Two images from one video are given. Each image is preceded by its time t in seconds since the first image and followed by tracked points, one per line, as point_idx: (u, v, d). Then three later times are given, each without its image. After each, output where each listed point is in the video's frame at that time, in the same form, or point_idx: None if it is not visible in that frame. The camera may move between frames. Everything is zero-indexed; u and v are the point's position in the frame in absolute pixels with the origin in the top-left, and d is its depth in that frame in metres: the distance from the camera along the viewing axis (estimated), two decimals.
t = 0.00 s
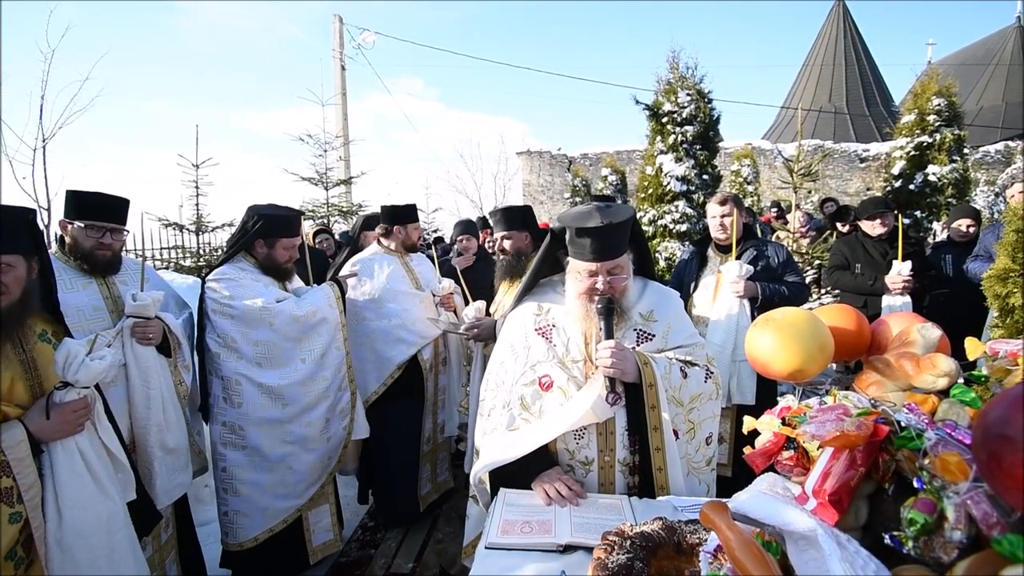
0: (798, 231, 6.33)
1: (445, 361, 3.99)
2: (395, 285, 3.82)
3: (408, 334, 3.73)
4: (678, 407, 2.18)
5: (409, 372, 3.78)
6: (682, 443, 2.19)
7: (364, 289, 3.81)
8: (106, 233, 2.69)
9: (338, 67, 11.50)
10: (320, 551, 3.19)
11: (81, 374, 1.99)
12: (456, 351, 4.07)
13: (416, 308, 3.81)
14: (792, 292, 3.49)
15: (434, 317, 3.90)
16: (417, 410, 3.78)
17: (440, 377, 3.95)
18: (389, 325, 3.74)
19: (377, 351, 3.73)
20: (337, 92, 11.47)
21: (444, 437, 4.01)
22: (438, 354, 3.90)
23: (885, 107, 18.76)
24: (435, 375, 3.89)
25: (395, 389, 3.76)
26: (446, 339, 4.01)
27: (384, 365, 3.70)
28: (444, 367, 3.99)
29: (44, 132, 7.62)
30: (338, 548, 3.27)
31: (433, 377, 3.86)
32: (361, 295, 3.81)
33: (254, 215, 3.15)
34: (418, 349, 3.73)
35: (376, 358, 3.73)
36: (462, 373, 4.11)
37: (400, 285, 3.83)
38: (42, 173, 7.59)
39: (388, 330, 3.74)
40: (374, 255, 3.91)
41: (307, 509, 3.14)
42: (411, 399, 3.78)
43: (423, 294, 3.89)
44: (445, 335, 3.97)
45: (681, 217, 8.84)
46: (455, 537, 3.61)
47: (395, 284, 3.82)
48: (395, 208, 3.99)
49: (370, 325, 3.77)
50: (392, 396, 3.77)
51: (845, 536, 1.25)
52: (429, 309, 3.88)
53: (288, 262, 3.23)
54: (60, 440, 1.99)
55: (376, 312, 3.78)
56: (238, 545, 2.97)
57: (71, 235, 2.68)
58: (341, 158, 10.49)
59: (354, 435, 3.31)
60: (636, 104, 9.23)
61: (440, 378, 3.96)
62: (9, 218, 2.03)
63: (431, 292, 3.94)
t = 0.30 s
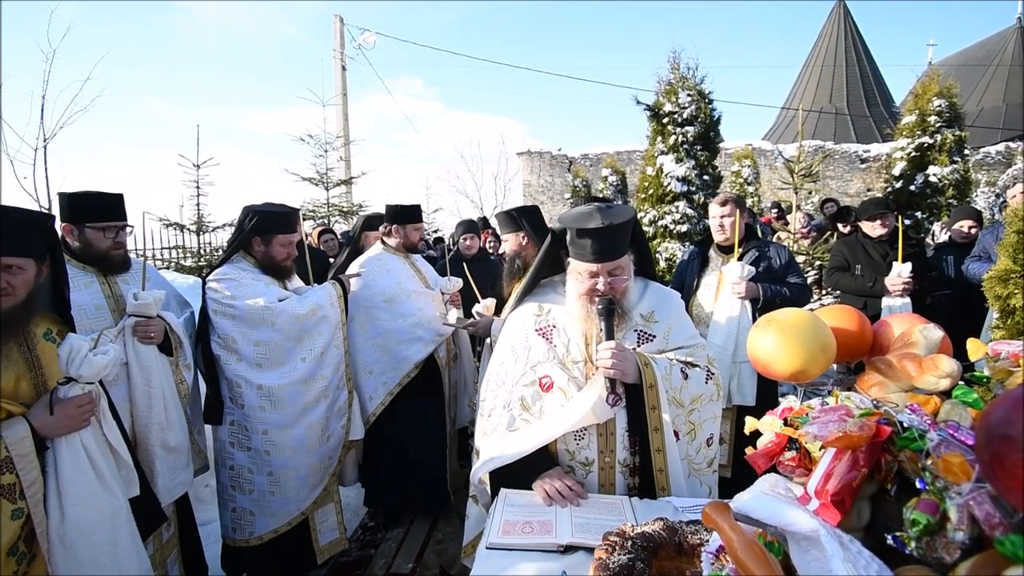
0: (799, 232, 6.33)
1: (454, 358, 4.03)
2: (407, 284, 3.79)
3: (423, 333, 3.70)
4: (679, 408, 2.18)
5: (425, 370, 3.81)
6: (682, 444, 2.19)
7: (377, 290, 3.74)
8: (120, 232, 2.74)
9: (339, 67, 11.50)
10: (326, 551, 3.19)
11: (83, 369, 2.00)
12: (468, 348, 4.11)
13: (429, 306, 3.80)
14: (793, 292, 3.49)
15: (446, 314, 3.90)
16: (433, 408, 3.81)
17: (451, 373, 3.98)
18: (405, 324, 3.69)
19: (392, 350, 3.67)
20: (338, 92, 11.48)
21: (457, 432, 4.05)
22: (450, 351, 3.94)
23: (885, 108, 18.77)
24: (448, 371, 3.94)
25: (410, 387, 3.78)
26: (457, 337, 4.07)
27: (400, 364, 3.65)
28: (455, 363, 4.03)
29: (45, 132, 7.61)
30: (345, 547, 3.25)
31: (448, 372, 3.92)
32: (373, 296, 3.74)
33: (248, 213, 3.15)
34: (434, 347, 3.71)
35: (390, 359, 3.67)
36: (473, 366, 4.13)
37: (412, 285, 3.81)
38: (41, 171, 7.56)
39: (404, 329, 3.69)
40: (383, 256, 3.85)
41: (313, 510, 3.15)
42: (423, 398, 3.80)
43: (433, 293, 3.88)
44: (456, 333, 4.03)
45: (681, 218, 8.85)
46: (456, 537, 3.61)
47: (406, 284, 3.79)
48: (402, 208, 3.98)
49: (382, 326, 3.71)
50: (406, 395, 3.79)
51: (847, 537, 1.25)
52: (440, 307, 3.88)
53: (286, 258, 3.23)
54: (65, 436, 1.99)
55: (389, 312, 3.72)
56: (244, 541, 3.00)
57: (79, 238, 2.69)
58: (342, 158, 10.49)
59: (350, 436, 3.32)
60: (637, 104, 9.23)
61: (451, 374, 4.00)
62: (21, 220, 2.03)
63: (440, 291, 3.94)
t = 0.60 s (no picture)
0: (799, 232, 6.33)
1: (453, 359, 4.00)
2: (407, 283, 3.79)
3: (424, 330, 3.72)
4: (679, 408, 2.18)
5: (425, 368, 3.83)
6: (683, 444, 2.19)
7: (377, 288, 3.74)
8: (122, 233, 2.75)
9: (339, 68, 11.49)
10: (325, 553, 3.17)
11: (91, 365, 2.05)
12: (467, 347, 4.06)
13: (429, 305, 3.81)
14: (793, 293, 3.49)
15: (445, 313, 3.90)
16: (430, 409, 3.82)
17: (450, 374, 3.96)
18: (406, 322, 3.70)
19: (393, 347, 3.67)
20: (337, 92, 11.47)
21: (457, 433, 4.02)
22: (449, 351, 3.93)
23: (885, 108, 18.76)
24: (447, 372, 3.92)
25: (411, 387, 3.79)
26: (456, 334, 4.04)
27: (399, 362, 3.65)
28: (453, 365, 4.01)
29: (45, 132, 7.60)
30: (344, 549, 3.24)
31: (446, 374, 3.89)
32: (372, 295, 3.73)
33: (246, 213, 3.16)
34: (433, 347, 3.73)
35: (389, 356, 3.67)
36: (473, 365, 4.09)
37: (412, 281, 3.82)
38: (42, 171, 7.54)
39: (405, 327, 3.69)
40: (384, 255, 3.87)
41: (312, 511, 3.14)
42: (420, 397, 3.81)
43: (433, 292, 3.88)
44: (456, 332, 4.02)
45: (681, 218, 8.85)
46: (456, 537, 3.61)
47: (405, 282, 3.79)
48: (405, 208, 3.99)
49: (381, 324, 3.70)
50: (405, 395, 3.79)
51: (848, 537, 1.25)
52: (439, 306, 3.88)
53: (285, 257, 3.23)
54: (71, 431, 1.98)
55: (389, 310, 3.72)
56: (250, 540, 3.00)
57: (82, 239, 2.69)
58: (342, 158, 10.48)
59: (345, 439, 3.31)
60: (637, 104, 9.23)
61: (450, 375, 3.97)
62: (29, 220, 2.04)
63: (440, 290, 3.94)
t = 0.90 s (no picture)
0: (799, 232, 6.32)
1: (450, 363, 3.91)
2: (403, 281, 3.79)
3: (417, 330, 3.71)
4: (679, 408, 2.18)
5: (415, 368, 3.78)
6: (683, 444, 2.19)
7: (373, 284, 3.75)
8: (124, 233, 2.75)
9: (339, 67, 11.49)
10: (320, 553, 3.16)
11: (87, 367, 1.99)
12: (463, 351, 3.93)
13: (424, 304, 3.80)
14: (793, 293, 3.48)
15: (440, 313, 3.89)
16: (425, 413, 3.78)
17: (446, 379, 3.88)
18: (399, 320, 3.68)
19: (384, 344, 3.66)
20: (337, 91, 11.46)
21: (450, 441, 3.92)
22: (442, 354, 3.84)
23: (885, 107, 18.75)
24: (440, 377, 3.83)
25: (404, 388, 3.79)
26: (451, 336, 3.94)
27: (391, 359, 3.64)
28: (451, 368, 3.92)
29: (45, 132, 7.58)
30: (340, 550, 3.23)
31: (438, 378, 3.81)
32: (368, 291, 3.74)
33: (241, 211, 3.17)
34: (424, 347, 3.70)
35: (382, 353, 3.66)
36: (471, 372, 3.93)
37: (408, 279, 3.82)
38: (41, 171, 7.51)
39: (398, 325, 3.68)
40: (384, 254, 3.89)
41: (308, 511, 3.12)
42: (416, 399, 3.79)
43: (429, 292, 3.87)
44: (451, 331, 3.93)
45: (681, 217, 8.84)
46: (456, 536, 3.61)
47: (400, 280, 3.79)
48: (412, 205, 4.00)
49: (375, 321, 3.69)
50: (402, 395, 3.79)
51: (849, 538, 1.25)
52: (436, 307, 3.87)
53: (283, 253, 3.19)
54: (70, 431, 1.97)
55: (385, 308, 3.70)
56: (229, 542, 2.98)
57: (84, 240, 2.69)
58: (342, 158, 10.47)
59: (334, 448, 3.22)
60: (637, 104, 9.22)
61: (447, 380, 3.88)
62: (31, 221, 2.06)
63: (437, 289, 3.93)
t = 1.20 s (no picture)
0: (799, 232, 6.32)
1: (445, 363, 3.92)
2: (399, 280, 3.80)
3: (409, 329, 3.70)
4: (679, 408, 2.17)
5: (406, 367, 3.77)
6: (683, 443, 2.18)
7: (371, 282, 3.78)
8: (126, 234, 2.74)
9: (339, 67, 11.48)
10: (316, 554, 3.12)
11: (87, 369, 1.98)
12: (458, 352, 4.00)
13: (418, 304, 3.79)
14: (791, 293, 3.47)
15: (437, 313, 3.88)
16: (411, 413, 3.77)
17: (439, 379, 3.88)
18: (393, 319, 3.69)
19: (376, 342, 3.65)
20: (337, 91, 11.45)
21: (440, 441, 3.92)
22: (435, 353, 3.83)
23: (885, 107, 18.75)
24: (431, 376, 3.83)
25: (395, 386, 3.78)
26: (447, 338, 3.95)
27: (383, 358, 3.63)
28: (445, 369, 3.92)
29: (44, 132, 7.56)
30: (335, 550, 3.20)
31: (428, 378, 3.80)
32: (364, 289, 3.76)
33: (241, 209, 3.15)
34: (415, 345, 3.68)
35: (374, 351, 3.65)
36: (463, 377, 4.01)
37: (404, 279, 3.83)
38: (41, 171, 7.49)
39: (391, 323, 3.68)
40: (382, 253, 3.91)
41: (303, 512, 3.09)
42: (407, 399, 3.78)
43: (426, 291, 3.87)
44: (446, 333, 3.94)
45: (681, 217, 8.84)
46: (456, 536, 3.61)
47: (395, 279, 3.79)
48: (413, 204, 4.01)
49: (371, 318, 3.70)
50: (390, 393, 3.78)
51: (850, 538, 1.24)
52: (432, 307, 3.86)
53: (268, 251, 3.09)
54: (65, 433, 1.97)
55: (379, 306, 3.72)
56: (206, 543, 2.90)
57: (84, 240, 2.67)
58: (341, 158, 10.45)
59: (327, 448, 3.21)
60: (637, 104, 9.21)
61: (438, 380, 3.88)
62: (28, 222, 2.07)
63: (434, 287, 3.91)
